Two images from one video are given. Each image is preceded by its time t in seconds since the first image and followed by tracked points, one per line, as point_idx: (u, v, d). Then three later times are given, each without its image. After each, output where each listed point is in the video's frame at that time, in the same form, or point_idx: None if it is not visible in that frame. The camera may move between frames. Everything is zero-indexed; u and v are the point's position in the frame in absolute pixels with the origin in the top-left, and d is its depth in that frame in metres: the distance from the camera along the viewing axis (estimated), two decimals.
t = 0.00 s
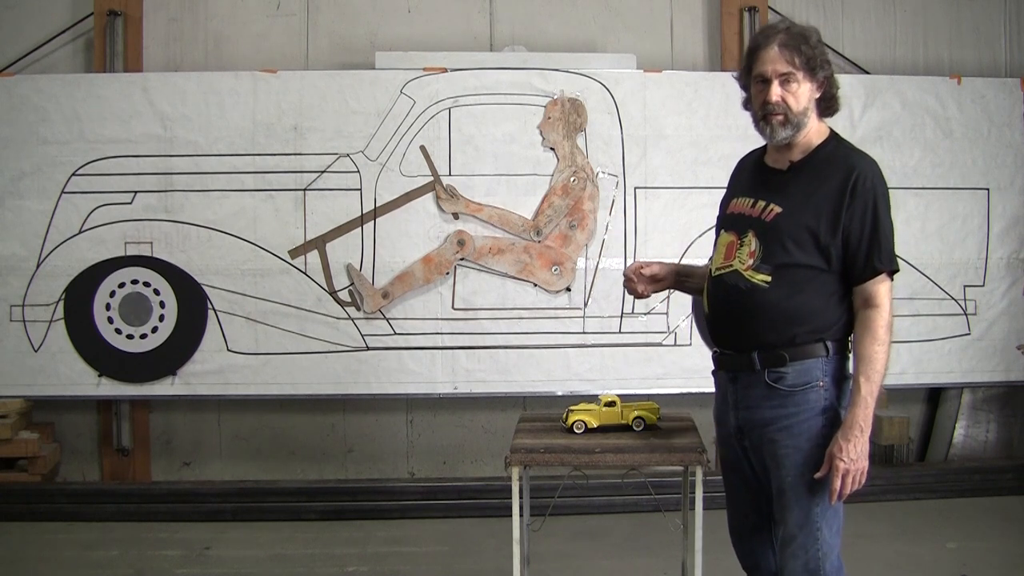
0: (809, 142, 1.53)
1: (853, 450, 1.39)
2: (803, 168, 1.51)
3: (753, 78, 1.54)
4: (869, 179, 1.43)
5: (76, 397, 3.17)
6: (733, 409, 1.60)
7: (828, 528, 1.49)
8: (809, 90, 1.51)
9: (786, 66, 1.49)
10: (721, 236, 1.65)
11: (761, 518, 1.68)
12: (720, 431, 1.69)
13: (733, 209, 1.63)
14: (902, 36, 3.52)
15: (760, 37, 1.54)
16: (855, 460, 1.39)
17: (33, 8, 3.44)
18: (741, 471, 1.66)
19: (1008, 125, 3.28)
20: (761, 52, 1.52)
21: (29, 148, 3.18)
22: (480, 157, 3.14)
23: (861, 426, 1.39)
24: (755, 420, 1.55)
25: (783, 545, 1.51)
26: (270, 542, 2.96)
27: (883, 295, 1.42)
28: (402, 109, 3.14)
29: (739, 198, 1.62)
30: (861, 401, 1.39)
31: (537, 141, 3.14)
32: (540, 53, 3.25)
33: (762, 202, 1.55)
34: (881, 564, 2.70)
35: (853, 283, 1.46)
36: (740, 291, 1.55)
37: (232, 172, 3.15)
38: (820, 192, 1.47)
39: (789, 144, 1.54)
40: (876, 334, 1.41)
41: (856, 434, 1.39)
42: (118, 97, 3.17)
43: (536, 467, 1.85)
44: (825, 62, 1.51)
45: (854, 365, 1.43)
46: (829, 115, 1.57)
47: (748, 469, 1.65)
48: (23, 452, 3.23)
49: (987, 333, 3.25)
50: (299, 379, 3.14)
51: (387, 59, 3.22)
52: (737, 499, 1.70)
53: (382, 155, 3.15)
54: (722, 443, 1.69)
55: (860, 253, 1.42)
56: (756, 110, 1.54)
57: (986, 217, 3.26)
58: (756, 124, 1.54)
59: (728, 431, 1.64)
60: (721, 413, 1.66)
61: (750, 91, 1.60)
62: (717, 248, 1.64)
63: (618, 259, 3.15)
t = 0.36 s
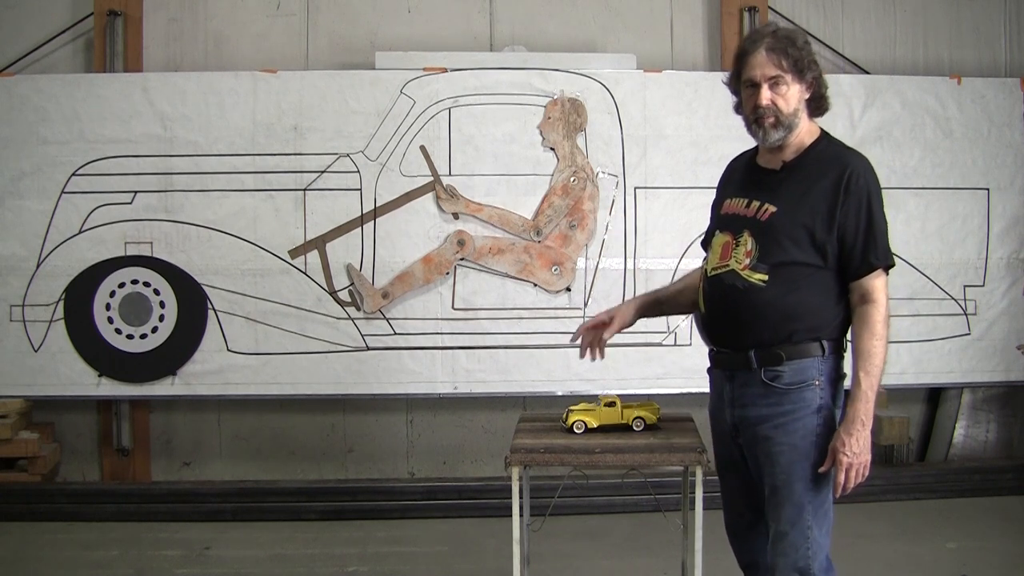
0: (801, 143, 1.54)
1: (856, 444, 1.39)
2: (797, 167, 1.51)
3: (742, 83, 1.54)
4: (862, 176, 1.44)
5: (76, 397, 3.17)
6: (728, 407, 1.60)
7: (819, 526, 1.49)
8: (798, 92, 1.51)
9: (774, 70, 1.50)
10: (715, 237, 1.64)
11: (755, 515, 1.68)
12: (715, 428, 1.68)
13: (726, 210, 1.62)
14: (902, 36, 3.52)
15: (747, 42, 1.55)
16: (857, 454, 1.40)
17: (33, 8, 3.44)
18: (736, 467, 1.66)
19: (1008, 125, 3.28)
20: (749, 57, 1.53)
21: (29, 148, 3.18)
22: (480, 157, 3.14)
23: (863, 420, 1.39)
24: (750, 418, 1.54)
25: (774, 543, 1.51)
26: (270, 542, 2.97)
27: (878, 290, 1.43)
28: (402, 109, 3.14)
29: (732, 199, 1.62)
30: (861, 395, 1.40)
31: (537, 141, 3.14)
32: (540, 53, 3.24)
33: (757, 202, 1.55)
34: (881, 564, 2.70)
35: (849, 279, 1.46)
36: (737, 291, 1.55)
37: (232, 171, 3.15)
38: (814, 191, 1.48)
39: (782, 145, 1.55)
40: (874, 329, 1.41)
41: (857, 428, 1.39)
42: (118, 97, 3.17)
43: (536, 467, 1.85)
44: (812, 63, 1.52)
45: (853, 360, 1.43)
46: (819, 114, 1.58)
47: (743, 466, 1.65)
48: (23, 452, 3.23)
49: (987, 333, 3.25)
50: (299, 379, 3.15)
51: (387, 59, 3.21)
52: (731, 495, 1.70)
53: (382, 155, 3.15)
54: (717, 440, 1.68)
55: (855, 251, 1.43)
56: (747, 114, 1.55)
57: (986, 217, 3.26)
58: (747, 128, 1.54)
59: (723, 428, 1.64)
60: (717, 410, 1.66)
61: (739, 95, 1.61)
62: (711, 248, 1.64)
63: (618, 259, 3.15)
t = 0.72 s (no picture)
0: (790, 144, 1.55)
1: (857, 435, 1.39)
2: (790, 167, 1.52)
3: (732, 85, 1.55)
4: (854, 173, 1.45)
5: (76, 397, 3.17)
6: (729, 406, 1.59)
7: (818, 523, 1.49)
8: (787, 94, 1.52)
9: (764, 72, 1.50)
10: (710, 239, 1.64)
11: (755, 512, 1.68)
12: (713, 426, 1.67)
13: (720, 212, 1.62)
14: (902, 36, 3.52)
15: (737, 45, 1.55)
16: (858, 445, 1.40)
17: (34, 8, 3.44)
18: (735, 465, 1.65)
19: (1008, 125, 3.28)
20: (738, 59, 1.53)
21: (29, 148, 3.18)
22: (480, 157, 3.14)
23: (863, 410, 1.40)
24: (751, 416, 1.54)
25: (772, 539, 1.50)
26: (270, 542, 2.96)
27: (875, 284, 1.44)
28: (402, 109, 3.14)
29: (726, 201, 1.62)
30: (861, 386, 1.41)
31: (537, 141, 3.14)
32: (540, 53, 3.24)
33: (752, 203, 1.55)
34: (881, 564, 2.70)
35: (846, 275, 1.47)
36: (737, 292, 1.54)
37: (232, 171, 3.15)
38: (808, 190, 1.48)
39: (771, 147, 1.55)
40: (871, 322, 1.43)
41: (858, 419, 1.40)
42: (118, 97, 3.17)
43: (536, 467, 1.85)
44: (800, 66, 1.53)
45: (852, 354, 1.44)
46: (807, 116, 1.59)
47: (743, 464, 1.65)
48: (23, 452, 3.23)
49: (987, 333, 3.25)
50: (299, 379, 3.15)
51: (387, 59, 3.21)
52: (729, 492, 1.70)
53: (382, 155, 3.15)
54: (715, 439, 1.68)
55: (852, 247, 1.44)
56: (737, 116, 1.55)
57: (986, 217, 3.26)
58: (737, 130, 1.55)
59: (723, 426, 1.63)
60: (715, 408, 1.65)
61: (729, 97, 1.61)
62: (708, 250, 1.63)
63: (618, 259, 3.15)
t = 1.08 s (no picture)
0: (789, 143, 1.55)
1: (869, 429, 1.40)
2: (791, 166, 1.52)
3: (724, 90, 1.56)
4: (854, 171, 1.45)
5: (76, 397, 3.17)
6: (733, 404, 1.58)
7: (822, 521, 1.49)
8: (779, 95, 1.52)
9: (752, 75, 1.50)
10: (713, 240, 1.63)
11: (756, 511, 1.68)
12: (715, 425, 1.67)
13: (721, 213, 1.62)
14: (902, 36, 3.52)
15: (727, 50, 1.56)
16: (871, 440, 1.40)
17: (33, 8, 3.44)
18: (738, 463, 1.65)
19: (1008, 125, 3.28)
20: (728, 64, 1.54)
21: (29, 148, 3.18)
22: (480, 156, 3.14)
23: (874, 405, 1.40)
24: (756, 414, 1.54)
25: (775, 536, 1.50)
26: (270, 542, 2.96)
27: (878, 280, 1.44)
28: (402, 109, 3.14)
29: (726, 202, 1.62)
30: (871, 381, 1.41)
31: (537, 141, 3.14)
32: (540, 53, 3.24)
33: (754, 202, 1.54)
34: (882, 564, 2.70)
35: (850, 272, 1.47)
36: (741, 291, 1.54)
37: (232, 171, 3.15)
38: (811, 189, 1.48)
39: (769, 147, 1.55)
40: (877, 317, 1.43)
41: (869, 413, 1.40)
42: (118, 97, 3.17)
43: (536, 467, 1.85)
44: (789, 66, 1.52)
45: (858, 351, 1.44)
46: (804, 114, 1.58)
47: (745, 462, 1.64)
48: (23, 452, 3.23)
49: (987, 333, 3.25)
50: (299, 379, 3.15)
51: (387, 59, 3.21)
52: (731, 490, 1.70)
53: (382, 155, 3.15)
54: (718, 437, 1.67)
55: (855, 244, 1.44)
56: (731, 120, 1.56)
57: (986, 217, 3.26)
58: (733, 134, 1.56)
59: (726, 425, 1.62)
60: (718, 406, 1.65)
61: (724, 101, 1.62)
62: (710, 251, 1.63)
63: (618, 259, 3.15)
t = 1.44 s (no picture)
0: (786, 147, 1.53)
1: (870, 429, 1.39)
2: (791, 167, 1.52)
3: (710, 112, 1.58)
4: (854, 170, 1.45)
5: (76, 397, 3.17)
6: (737, 403, 1.59)
7: (823, 522, 1.49)
8: (752, 114, 1.49)
9: (717, 103, 1.50)
10: (718, 242, 1.64)
11: (760, 510, 1.68)
12: (721, 424, 1.67)
13: (725, 215, 1.62)
14: (902, 36, 3.52)
15: (700, 75, 1.56)
16: (872, 439, 1.39)
17: (33, 8, 3.44)
18: (741, 462, 1.65)
19: (1008, 125, 3.28)
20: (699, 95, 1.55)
21: (29, 147, 3.18)
22: (480, 157, 3.14)
23: (876, 405, 1.39)
24: (759, 413, 1.54)
25: (775, 535, 1.50)
26: (270, 542, 2.96)
27: (882, 279, 1.43)
28: (402, 109, 3.14)
29: (729, 205, 1.62)
30: (873, 380, 1.40)
31: (537, 141, 3.14)
32: (540, 53, 3.24)
33: (756, 204, 1.55)
34: (882, 564, 2.70)
35: (852, 271, 1.47)
36: (744, 292, 1.54)
37: (232, 172, 3.15)
38: (812, 190, 1.48)
39: (766, 154, 1.55)
40: (881, 317, 1.42)
41: (871, 413, 1.40)
42: (118, 97, 3.17)
43: (536, 467, 1.85)
44: (757, 79, 1.47)
45: (861, 350, 1.44)
46: (802, 108, 1.51)
47: (750, 461, 1.64)
48: (23, 452, 3.23)
49: (987, 333, 3.25)
50: (299, 379, 3.15)
51: (387, 59, 3.21)
52: (735, 489, 1.70)
53: (382, 155, 3.15)
54: (723, 436, 1.67)
55: (856, 244, 1.44)
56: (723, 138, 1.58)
57: (986, 218, 3.26)
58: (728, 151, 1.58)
59: (731, 423, 1.63)
60: (723, 406, 1.65)
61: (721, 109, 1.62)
62: (715, 253, 1.64)
63: (619, 259, 3.15)
